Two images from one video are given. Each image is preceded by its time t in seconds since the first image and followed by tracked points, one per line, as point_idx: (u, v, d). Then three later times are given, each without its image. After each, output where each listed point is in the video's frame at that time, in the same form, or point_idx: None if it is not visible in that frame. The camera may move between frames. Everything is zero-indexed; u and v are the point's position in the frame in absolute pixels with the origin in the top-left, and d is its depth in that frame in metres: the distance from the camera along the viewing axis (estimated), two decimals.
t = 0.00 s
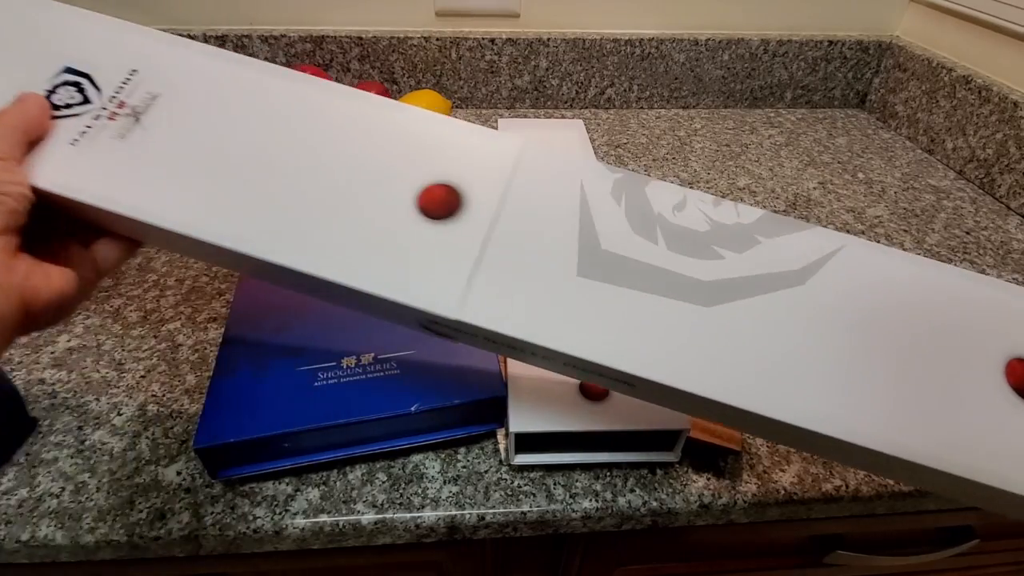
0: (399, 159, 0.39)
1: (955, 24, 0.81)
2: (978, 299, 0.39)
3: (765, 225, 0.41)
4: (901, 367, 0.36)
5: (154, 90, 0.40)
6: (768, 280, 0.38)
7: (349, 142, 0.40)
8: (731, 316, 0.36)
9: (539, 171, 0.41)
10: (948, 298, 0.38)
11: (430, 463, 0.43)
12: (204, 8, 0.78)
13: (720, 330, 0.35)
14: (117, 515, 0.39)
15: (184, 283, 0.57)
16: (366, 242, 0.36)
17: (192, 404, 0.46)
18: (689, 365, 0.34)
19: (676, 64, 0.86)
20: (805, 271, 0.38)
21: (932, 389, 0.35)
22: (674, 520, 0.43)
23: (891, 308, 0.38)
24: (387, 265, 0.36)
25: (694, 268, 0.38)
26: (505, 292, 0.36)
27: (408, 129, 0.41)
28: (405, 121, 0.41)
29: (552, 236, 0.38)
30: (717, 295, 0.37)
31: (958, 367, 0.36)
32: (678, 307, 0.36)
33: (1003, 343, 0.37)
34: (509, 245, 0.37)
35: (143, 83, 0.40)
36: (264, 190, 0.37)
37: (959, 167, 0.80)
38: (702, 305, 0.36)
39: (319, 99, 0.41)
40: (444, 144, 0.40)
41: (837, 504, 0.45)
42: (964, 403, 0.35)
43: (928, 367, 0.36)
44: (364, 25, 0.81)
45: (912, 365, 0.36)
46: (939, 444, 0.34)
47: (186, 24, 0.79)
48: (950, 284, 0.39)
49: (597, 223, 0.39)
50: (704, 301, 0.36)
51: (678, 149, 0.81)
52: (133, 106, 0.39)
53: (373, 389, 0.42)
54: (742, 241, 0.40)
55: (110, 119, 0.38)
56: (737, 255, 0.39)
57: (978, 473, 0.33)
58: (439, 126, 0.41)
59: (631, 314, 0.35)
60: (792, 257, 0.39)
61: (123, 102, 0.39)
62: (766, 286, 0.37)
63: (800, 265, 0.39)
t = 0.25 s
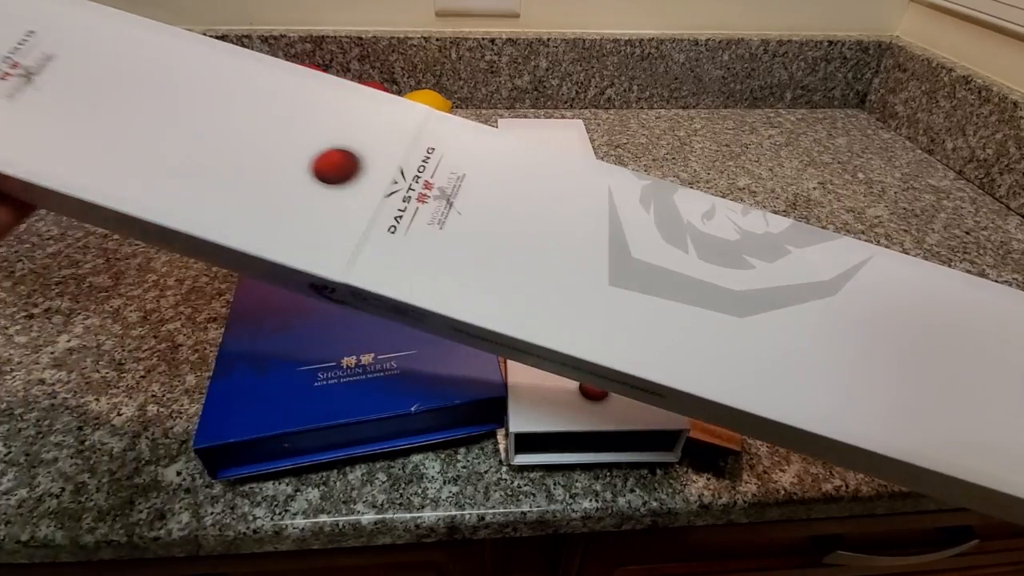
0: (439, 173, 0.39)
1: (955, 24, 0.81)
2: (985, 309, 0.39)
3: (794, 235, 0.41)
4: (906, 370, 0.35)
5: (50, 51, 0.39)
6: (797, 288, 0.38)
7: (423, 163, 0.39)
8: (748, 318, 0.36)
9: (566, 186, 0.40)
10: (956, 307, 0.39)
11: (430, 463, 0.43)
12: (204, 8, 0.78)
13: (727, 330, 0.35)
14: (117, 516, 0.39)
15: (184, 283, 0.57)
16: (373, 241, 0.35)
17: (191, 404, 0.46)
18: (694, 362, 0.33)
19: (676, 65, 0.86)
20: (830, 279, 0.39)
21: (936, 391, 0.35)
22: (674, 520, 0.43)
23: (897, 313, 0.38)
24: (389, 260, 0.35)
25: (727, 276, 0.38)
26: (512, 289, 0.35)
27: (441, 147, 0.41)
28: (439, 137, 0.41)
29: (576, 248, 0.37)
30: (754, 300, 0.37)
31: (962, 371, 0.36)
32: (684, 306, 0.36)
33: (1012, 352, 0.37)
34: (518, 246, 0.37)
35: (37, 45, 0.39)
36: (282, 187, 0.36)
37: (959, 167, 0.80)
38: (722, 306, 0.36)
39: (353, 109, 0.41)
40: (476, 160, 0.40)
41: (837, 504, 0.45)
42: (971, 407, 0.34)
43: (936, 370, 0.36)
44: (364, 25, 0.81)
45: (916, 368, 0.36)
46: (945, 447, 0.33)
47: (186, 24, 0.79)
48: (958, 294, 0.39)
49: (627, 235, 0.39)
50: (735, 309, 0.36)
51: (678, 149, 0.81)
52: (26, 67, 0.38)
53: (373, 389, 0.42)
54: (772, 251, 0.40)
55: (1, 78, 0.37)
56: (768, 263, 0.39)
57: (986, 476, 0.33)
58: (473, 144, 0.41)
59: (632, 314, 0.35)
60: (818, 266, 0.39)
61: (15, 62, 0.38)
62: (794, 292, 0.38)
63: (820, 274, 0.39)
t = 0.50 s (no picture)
0: (474, 201, 0.40)
1: (955, 24, 0.81)
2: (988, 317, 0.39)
3: (830, 252, 0.42)
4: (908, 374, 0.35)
5: None
6: (834, 307, 0.38)
7: (456, 192, 0.40)
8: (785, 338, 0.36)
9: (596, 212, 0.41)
10: (959, 316, 0.39)
11: (430, 463, 0.43)
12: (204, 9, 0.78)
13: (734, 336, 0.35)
14: (117, 515, 0.39)
15: (184, 283, 0.57)
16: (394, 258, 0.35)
17: (191, 404, 0.46)
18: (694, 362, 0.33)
19: (676, 64, 0.86)
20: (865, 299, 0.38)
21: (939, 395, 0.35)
22: (674, 520, 0.43)
23: (900, 319, 0.38)
24: (400, 270, 0.35)
25: (766, 297, 0.38)
26: (518, 297, 0.35)
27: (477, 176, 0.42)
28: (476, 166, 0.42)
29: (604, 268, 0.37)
30: (796, 323, 0.36)
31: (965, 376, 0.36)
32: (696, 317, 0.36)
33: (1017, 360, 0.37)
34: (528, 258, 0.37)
35: None
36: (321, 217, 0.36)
37: (959, 167, 0.80)
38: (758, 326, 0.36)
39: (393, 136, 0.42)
40: (509, 186, 0.41)
41: (837, 504, 0.45)
42: (974, 412, 0.34)
43: (939, 375, 0.35)
44: (364, 25, 0.81)
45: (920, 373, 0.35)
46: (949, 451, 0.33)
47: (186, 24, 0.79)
48: (962, 303, 0.39)
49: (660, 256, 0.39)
50: (775, 330, 0.36)
51: (678, 149, 0.81)
52: None
53: (374, 389, 0.42)
54: (806, 270, 0.40)
55: None
56: (804, 283, 0.39)
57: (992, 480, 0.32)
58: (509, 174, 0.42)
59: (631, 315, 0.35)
60: (850, 285, 0.39)
61: None
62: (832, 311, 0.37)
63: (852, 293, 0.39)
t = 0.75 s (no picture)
0: (496, 181, 0.39)
1: (955, 24, 0.80)
2: (994, 321, 0.38)
3: (840, 252, 0.41)
4: (911, 375, 0.35)
5: None
6: (847, 305, 0.38)
7: (480, 172, 0.40)
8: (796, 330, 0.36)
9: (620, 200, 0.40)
10: (965, 319, 0.38)
11: (430, 463, 0.43)
12: (204, 9, 0.78)
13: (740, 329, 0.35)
14: (117, 516, 0.39)
15: (184, 283, 0.57)
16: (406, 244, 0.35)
17: (191, 404, 0.46)
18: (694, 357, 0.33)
19: (676, 65, 0.86)
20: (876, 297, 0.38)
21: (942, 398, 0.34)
22: (674, 520, 0.43)
23: (906, 321, 0.38)
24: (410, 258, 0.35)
25: (779, 291, 0.37)
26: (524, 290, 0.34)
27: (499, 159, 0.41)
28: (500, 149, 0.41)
29: (620, 258, 0.37)
30: (812, 317, 0.36)
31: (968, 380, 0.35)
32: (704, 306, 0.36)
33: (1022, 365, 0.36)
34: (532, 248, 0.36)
35: None
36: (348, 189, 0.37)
37: (959, 168, 0.80)
38: (769, 318, 0.36)
39: (423, 118, 0.41)
40: (533, 169, 0.40)
41: (837, 504, 0.45)
42: (977, 414, 0.34)
43: (941, 378, 0.35)
44: (364, 25, 0.81)
45: (921, 375, 0.35)
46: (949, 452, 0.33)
47: (186, 24, 0.79)
48: (969, 306, 0.39)
49: (677, 246, 0.38)
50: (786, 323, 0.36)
51: (678, 149, 0.81)
52: None
53: (374, 389, 0.42)
54: (818, 267, 0.40)
55: None
56: (817, 279, 0.38)
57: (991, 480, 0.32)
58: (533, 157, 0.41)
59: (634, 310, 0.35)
60: (864, 283, 0.39)
61: None
62: (844, 308, 0.37)
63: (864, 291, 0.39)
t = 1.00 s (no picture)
0: (479, 155, 0.41)
1: (955, 24, 0.80)
2: (1001, 323, 0.38)
3: (816, 241, 0.42)
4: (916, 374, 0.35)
5: None
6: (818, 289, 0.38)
7: (464, 145, 0.41)
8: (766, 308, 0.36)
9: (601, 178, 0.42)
10: (972, 321, 0.38)
11: (430, 463, 0.43)
12: (204, 9, 0.78)
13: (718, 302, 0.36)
14: (117, 516, 0.39)
15: (184, 283, 0.57)
16: (384, 207, 0.36)
17: (191, 404, 0.46)
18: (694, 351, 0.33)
19: (676, 65, 0.86)
20: (849, 283, 0.39)
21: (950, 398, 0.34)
22: (674, 520, 0.43)
23: (910, 321, 0.37)
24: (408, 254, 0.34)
25: (748, 272, 0.38)
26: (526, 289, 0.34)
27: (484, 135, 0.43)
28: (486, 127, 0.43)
29: (595, 232, 0.38)
30: (782, 297, 0.37)
31: (977, 380, 0.35)
32: (692, 289, 0.36)
33: None
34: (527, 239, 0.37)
35: None
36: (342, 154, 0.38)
37: (959, 168, 0.80)
38: (736, 294, 0.36)
39: (427, 103, 0.43)
40: (529, 167, 0.41)
41: (837, 504, 0.44)
42: (985, 415, 0.33)
43: (949, 379, 0.34)
44: (364, 25, 0.81)
45: (927, 374, 0.35)
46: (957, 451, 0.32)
47: (186, 25, 0.79)
48: (976, 309, 0.38)
49: (664, 237, 0.39)
50: (755, 301, 0.36)
51: (678, 150, 0.81)
52: None
53: (373, 389, 0.42)
54: (791, 253, 0.40)
55: None
56: (788, 264, 0.39)
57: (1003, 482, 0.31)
58: (517, 137, 0.43)
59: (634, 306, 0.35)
60: (838, 271, 0.39)
61: None
62: (816, 292, 0.38)
63: (838, 277, 0.39)
